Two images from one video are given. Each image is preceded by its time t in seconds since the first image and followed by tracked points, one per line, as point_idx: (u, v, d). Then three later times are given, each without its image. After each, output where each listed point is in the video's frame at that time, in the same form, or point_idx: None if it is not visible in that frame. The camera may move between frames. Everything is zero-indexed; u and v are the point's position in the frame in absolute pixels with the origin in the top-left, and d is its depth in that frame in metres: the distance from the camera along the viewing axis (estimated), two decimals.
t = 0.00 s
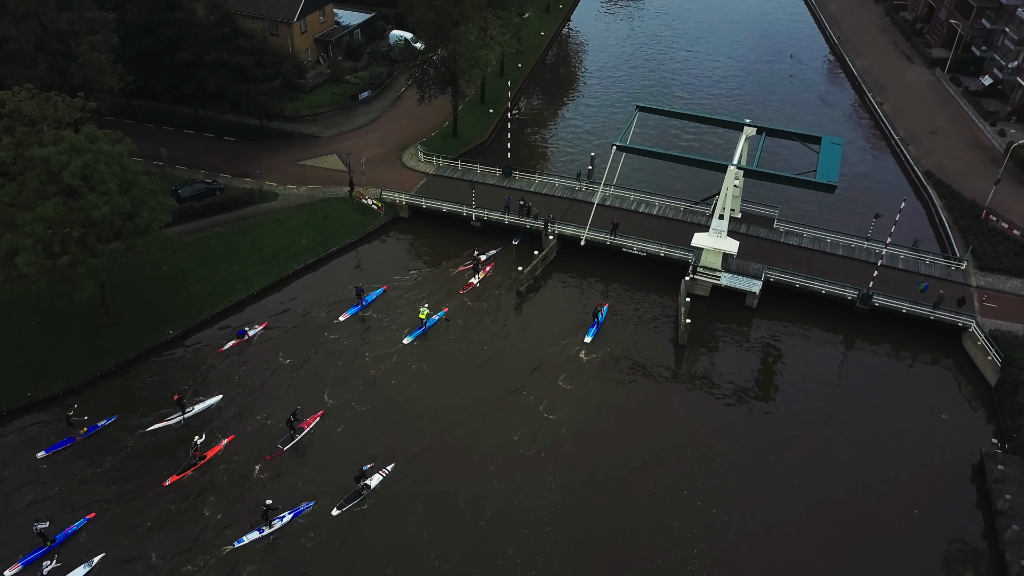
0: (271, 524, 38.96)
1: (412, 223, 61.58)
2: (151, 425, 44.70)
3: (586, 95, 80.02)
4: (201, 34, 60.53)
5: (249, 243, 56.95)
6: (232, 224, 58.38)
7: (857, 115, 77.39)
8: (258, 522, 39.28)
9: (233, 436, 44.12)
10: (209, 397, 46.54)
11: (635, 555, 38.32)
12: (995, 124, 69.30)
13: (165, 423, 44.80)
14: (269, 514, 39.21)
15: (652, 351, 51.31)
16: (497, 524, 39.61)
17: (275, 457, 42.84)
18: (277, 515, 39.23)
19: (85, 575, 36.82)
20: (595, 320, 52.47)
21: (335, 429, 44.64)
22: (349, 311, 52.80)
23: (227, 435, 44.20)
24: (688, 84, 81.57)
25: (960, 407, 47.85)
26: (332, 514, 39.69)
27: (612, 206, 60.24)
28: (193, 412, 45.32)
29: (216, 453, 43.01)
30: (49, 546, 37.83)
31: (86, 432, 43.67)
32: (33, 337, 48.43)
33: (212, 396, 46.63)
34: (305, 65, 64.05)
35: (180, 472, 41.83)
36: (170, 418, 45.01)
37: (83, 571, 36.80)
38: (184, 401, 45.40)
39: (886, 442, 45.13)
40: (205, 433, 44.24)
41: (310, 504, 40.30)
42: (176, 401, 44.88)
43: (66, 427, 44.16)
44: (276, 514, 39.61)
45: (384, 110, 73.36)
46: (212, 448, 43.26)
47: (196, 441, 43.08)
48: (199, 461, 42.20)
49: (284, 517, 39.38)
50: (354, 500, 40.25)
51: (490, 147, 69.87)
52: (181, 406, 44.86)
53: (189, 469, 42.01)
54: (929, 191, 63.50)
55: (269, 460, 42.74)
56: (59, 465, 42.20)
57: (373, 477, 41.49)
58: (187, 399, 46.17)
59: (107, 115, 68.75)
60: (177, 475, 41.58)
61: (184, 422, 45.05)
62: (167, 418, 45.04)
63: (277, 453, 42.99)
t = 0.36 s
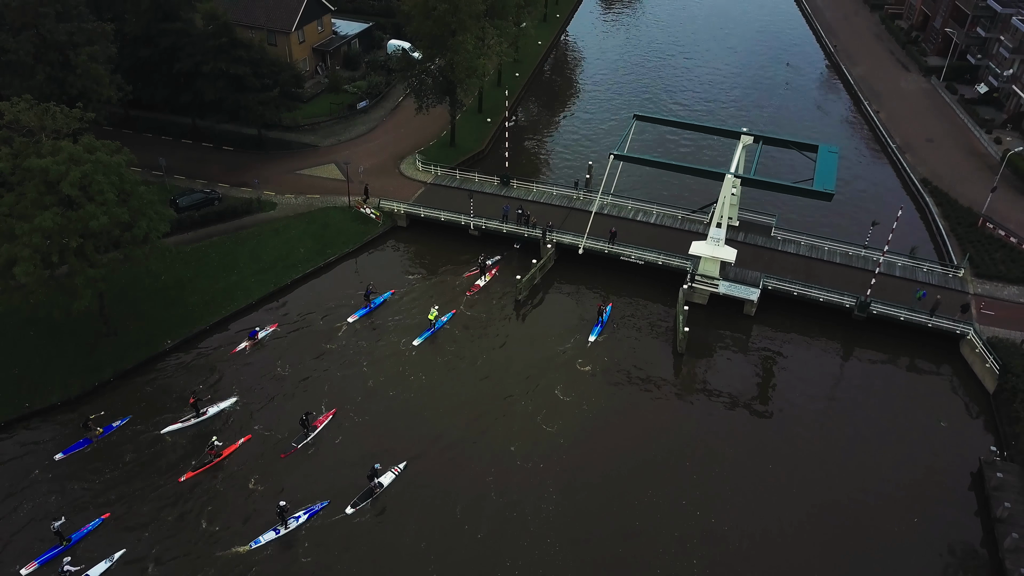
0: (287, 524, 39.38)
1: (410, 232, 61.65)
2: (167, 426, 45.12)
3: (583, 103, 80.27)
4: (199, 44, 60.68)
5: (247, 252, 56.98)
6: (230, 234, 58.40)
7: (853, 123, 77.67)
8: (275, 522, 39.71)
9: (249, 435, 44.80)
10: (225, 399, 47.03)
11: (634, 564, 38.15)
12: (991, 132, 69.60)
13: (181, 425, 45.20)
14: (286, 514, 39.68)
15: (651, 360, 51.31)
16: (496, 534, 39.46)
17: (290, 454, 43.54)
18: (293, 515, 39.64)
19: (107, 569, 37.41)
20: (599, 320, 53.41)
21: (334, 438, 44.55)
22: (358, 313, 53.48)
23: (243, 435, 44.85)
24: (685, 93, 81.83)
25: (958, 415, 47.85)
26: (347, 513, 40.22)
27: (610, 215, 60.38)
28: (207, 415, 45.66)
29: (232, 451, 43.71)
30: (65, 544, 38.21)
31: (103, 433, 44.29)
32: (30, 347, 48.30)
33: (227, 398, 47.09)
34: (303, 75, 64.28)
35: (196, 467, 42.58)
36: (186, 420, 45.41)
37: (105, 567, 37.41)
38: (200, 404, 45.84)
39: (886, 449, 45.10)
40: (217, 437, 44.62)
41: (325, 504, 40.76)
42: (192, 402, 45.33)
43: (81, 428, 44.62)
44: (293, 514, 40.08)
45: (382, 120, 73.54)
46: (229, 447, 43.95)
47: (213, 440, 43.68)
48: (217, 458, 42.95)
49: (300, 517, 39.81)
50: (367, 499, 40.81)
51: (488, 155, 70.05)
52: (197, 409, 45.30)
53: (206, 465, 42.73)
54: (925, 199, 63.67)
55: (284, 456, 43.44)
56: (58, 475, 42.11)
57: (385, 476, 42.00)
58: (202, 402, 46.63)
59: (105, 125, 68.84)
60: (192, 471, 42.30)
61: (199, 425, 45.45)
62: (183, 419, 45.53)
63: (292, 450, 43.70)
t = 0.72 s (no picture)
0: (304, 526, 39.71)
1: (410, 242, 61.75)
2: (186, 429, 45.65)
3: (583, 113, 80.48)
4: (201, 55, 60.91)
5: (248, 262, 57.06)
6: (231, 243, 58.50)
7: (853, 132, 77.81)
8: (292, 523, 40.12)
9: (265, 435, 45.32)
10: (241, 400, 47.66)
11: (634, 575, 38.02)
12: (990, 141, 69.73)
13: (199, 428, 45.76)
14: (303, 516, 40.11)
15: (651, 369, 51.28)
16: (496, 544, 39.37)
17: (305, 453, 44.22)
18: (310, 517, 40.01)
19: (127, 565, 38.12)
20: (606, 320, 54.16)
21: (334, 448, 44.48)
22: (372, 314, 54.31)
23: (259, 435, 45.38)
24: (685, 102, 82.06)
25: (959, 424, 47.78)
26: (361, 513, 40.73)
27: (610, 224, 60.48)
28: (225, 417, 46.23)
29: (249, 451, 44.19)
30: (83, 541, 38.90)
31: (122, 432, 45.00)
32: (30, 358, 48.30)
33: (244, 400, 47.63)
34: (304, 85, 64.57)
35: (213, 467, 43.21)
36: (204, 423, 45.96)
37: (125, 563, 38.07)
38: (218, 406, 46.44)
39: (887, 459, 45.02)
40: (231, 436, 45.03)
41: (342, 507, 41.08)
42: (210, 405, 45.88)
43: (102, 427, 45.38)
44: (310, 516, 40.44)
45: (383, 129, 73.77)
46: (245, 446, 44.42)
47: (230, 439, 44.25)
48: (234, 458, 43.40)
49: (317, 519, 40.14)
50: (380, 498, 41.31)
51: (488, 165, 70.22)
52: (214, 411, 45.84)
53: (222, 465, 43.33)
54: (925, 208, 63.71)
55: (299, 455, 44.09)
56: (57, 485, 42.07)
57: (398, 476, 42.46)
58: (220, 404, 47.22)
59: (106, 135, 69.03)
60: (210, 470, 42.91)
61: (217, 427, 46.02)
62: (200, 422, 46.05)
63: (306, 449, 44.41)
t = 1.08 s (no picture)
0: (317, 528, 39.98)
1: (410, 250, 61.79)
2: (201, 431, 45.99)
3: (582, 122, 80.67)
4: (201, 64, 61.10)
5: (248, 271, 57.08)
6: (231, 252, 58.51)
7: (851, 140, 78.01)
8: (306, 525, 40.37)
9: (278, 436, 45.74)
10: (255, 401, 48.13)
11: None
12: (988, 149, 69.92)
13: (214, 429, 46.08)
14: (317, 517, 40.35)
15: (651, 378, 51.22)
16: (496, 553, 39.26)
17: (317, 452, 44.74)
18: (323, 519, 40.25)
19: (146, 561, 38.71)
20: (610, 320, 54.91)
21: (334, 458, 44.36)
22: (381, 316, 54.97)
23: (272, 436, 45.79)
24: (683, 111, 82.28)
25: (959, 432, 47.75)
26: (374, 512, 41.11)
27: (610, 233, 60.55)
28: (240, 419, 46.52)
29: (261, 452, 44.63)
30: (99, 539, 39.42)
31: (137, 432, 45.41)
32: (30, 367, 48.23)
33: (258, 402, 48.08)
34: (304, 95, 64.73)
35: (226, 466, 43.68)
36: (219, 425, 46.26)
37: (143, 560, 38.65)
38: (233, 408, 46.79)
39: (888, 467, 44.96)
40: (242, 437, 45.34)
41: (354, 509, 41.37)
42: (225, 407, 46.27)
43: (117, 428, 45.87)
44: (323, 518, 40.61)
45: (382, 138, 73.87)
46: (258, 446, 44.90)
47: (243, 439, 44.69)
48: (247, 458, 43.89)
49: (330, 521, 40.37)
50: (392, 497, 41.77)
51: (488, 174, 70.31)
52: (230, 413, 46.12)
53: (235, 465, 43.81)
54: (924, 216, 63.81)
55: (311, 455, 44.59)
56: (56, 495, 41.95)
57: (409, 475, 42.93)
58: (235, 406, 47.55)
59: (106, 144, 69.10)
60: (222, 470, 43.39)
61: (233, 428, 46.32)
62: (215, 424, 46.34)
63: (318, 447, 44.91)
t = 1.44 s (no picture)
0: (330, 530, 40.21)
1: (406, 260, 61.77)
2: (213, 435, 46.28)
3: (578, 131, 80.85)
4: (196, 75, 61.18)
5: (243, 281, 57.00)
6: (226, 262, 58.42)
7: (845, 148, 78.35)
8: (317, 529, 40.56)
9: (290, 437, 46.23)
10: (267, 403, 48.52)
11: None
12: (981, 156, 70.30)
13: (227, 433, 46.46)
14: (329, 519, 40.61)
15: (648, 386, 51.17)
16: (494, 564, 39.10)
17: (329, 450, 45.40)
18: (335, 521, 40.45)
19: (160, 559, 39.14)
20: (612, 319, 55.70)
21: (329, 470, 44.18)
22: (387, 317, 55.59)
23: (284, 438, 46.20)
24: (677, 119, 82.63)
25: (955, 439, 47.78)
26: (385, 511, 41.75)
27: (605, 241, 60.62)
28: (251, 422, 46.80)
29: (273, 453, 45.09)
30: (111, 538, 39.79)
31: (149, 434, 45.91)
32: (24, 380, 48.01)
33: (269, 405, 48.41)
34: (299, 105, 64.80)
35: (238, 467, 44.23)
36: (231, 428, 46.59)
37: (158, 558, 39.09)
38: (245, 411, 47.14)
39: (885, 474, 44.93)
40: (237, 449, 45.16)
41: (365, 511, 41.75)
42: (237, 410, 46.66)
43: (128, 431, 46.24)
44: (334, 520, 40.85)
45: (377, 148, 73.94)
46: (269, 448, 45.36)
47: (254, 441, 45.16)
48: (259, 458, 44.33)
49: (341, 524, 40.63)
50: (402, 496, 42.45)
51: (483, 183, 70.41)
52: (241, 416, 46.47)
53: (247, 466, 44.26)
54: (918, 223, 64.03)
55: (322, 453, 45.24)
56: (48, 508, 41.64)
57: (419, 475, 43.55)
58: (247, 409, 47.89)
59: (101, 155, 68.99)
60: (234, 470, 43.92)
61: (245, 432, 46.63)
62: (227, 427, 46.74)
63: (329, 446, 45.60)
